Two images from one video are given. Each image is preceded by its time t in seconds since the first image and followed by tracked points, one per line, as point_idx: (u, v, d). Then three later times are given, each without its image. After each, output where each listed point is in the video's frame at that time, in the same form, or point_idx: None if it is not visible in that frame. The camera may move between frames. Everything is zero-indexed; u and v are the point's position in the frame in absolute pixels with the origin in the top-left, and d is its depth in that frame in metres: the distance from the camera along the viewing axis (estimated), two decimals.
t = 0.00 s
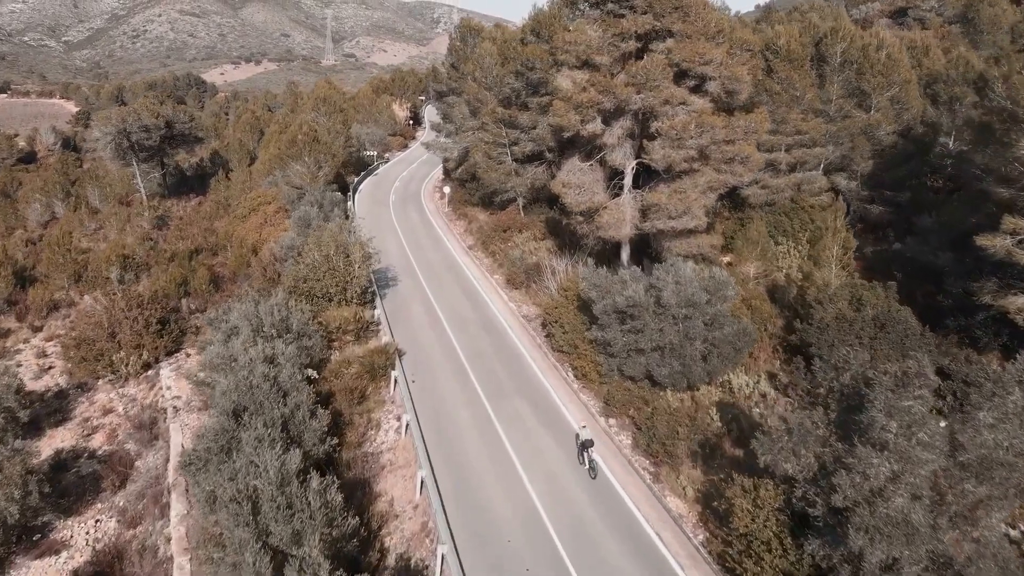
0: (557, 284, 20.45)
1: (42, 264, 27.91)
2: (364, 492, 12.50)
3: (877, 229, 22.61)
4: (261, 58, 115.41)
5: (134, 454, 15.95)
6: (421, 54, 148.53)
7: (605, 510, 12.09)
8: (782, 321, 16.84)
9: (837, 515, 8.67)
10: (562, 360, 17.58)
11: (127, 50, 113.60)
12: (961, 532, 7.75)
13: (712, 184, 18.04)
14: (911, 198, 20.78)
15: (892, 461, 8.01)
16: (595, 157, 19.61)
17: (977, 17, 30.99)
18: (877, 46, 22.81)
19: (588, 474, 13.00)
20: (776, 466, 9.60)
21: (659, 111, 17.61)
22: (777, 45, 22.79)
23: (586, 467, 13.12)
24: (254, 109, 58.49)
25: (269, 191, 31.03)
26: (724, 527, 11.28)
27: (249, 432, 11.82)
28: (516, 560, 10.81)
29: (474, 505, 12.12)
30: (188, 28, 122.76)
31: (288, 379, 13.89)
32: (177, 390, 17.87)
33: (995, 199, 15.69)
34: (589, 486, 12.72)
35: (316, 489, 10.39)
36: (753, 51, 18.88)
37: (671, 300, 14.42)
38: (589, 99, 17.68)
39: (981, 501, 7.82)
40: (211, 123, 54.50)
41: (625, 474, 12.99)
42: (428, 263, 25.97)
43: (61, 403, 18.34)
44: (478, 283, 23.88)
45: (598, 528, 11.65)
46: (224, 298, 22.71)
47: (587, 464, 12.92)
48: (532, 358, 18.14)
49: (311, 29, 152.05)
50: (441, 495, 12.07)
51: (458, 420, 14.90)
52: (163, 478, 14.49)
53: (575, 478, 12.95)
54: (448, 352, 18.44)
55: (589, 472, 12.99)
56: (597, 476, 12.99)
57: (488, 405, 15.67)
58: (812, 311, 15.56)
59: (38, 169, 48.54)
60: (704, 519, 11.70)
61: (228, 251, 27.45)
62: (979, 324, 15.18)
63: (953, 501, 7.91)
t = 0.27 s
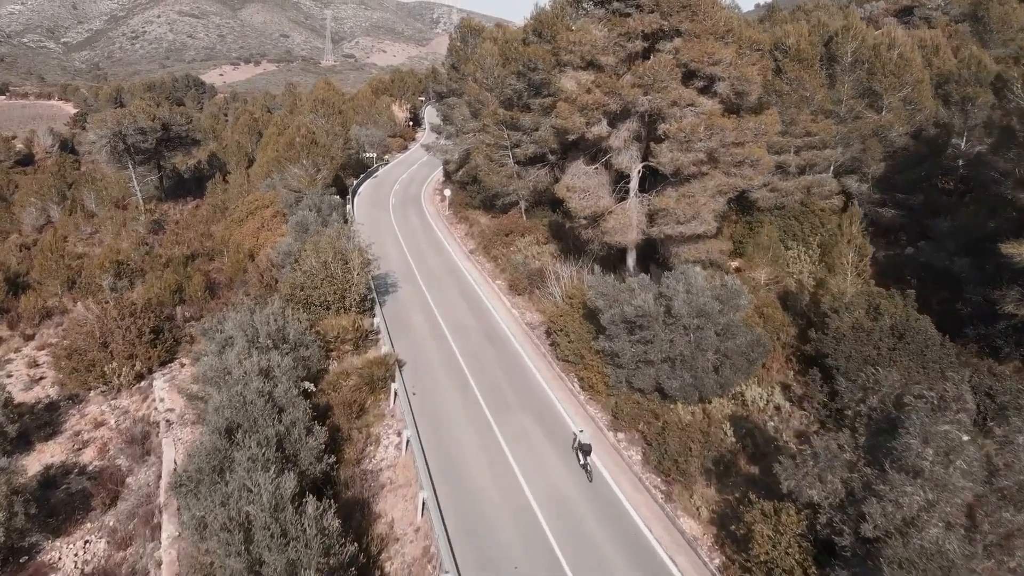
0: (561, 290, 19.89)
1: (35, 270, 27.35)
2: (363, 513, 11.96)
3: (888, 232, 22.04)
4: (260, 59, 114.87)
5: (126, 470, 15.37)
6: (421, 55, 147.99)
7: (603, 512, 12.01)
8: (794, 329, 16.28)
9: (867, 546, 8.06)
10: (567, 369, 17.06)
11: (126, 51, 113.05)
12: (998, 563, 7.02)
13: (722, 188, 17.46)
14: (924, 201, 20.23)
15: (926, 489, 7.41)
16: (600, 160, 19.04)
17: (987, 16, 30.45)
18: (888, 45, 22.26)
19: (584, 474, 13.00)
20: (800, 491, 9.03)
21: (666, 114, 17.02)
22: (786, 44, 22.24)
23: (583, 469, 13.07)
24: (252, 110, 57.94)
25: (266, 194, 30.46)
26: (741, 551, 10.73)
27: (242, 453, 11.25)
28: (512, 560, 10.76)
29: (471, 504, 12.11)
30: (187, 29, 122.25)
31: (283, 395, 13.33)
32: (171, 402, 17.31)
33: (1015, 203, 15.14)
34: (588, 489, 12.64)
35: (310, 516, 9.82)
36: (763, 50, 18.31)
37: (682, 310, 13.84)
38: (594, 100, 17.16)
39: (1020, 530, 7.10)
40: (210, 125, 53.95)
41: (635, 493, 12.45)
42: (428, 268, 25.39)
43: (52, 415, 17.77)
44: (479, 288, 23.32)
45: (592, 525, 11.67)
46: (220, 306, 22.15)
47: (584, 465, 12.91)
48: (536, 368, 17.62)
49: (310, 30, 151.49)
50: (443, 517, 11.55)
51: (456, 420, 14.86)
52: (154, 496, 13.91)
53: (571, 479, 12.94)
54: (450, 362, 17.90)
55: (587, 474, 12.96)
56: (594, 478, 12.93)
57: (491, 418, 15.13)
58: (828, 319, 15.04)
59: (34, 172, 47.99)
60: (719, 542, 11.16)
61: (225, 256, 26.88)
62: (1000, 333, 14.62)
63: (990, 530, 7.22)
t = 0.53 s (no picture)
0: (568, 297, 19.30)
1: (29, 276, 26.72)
2: (366, 538, 11.38)
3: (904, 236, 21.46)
4: (259, 60, 114.27)
5: (119, 489, 14.76)
6: (421, 55, 147.43)
7: (605, 517, 11.92)
8: (812, 340, 15.75)
9: None
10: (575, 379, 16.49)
11: (125, 52, 112.44)
12: None
13: (735, 192, 16.86)
14: (941, 206, 19.63)
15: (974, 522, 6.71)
16: (608, 163, 18.42)
17: (998, 15, 29.88)
18: (902, 45, 21.79)
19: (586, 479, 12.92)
20: (833, 524, 8.39)
21: (678, 116, 16.42)
22: (798, 44, 21.68)
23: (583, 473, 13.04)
24: (251, 112, 57.33)
25: (265, 198, 29.85)
26: None
27: (238, 477, 10.65)
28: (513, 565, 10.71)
29: (471, 506, 12.14)
30: (187, 31, 121.75)
31: (282, 412, 12.74)
32: (166, 416, 16.69)
33: None
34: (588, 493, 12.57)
35: (310, 548, 9.21)
36: (777, 50, 17.74)
37: (698, 321, 13.22)
38: (603, 102, 16.59)
39: None
40: (209, 127, 53.36)
41: (649, 514, 11.95)
42: (430, 273, 24.75)
43: (43, 429, 17.15)
44: (483, 294, 22.70)
45: (591, 527, 11.66)
46: (217, 314, 21.54)
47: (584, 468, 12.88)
48: (543, 379, 17.03)
49: (310, 31, 151.01)
50: (450, 542, 11.04)
51: (459, 428, 14.58)
52: (147, 517, 13.30)
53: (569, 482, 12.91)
54: (454, 372, 17.30)
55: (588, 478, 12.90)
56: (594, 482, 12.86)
57: (498, 432, 14.62)
58: (849, 331, 14.45)
59: (31, 176, 47.39)
60: (742, 569, 10.58)
61: (223, 262, 26.26)
62: None
63: None
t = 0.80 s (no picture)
0: (577, 304, 18.74)
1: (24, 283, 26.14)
2: (372, 563, 10.84)
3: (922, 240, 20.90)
4: (259, 61, 113.69)
5: (114, 507, 14.19)
6: (420, 56, 146.87)
7: (608, 521, 11.90)
8: (833, 350, 15.20)
9: None
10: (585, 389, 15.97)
11: (125, 53, 111.85)
12: None
13: (751, 196, 16.31)
14: (961, 209, 19.09)
15: None
16: (618, 166, 17.83)
17: (1012, 14, 29.35)
18: (919, 45, 21.28)
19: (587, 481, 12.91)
20: (874, 558, 7.81)
21: (692, 117, 15.83)
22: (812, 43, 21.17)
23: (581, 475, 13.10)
24: (251, 114, 56.73)
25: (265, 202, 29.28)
26: None
27: (237, 501, 10.08)
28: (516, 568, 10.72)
29: (473, 508, 12.13)
30: (186, 32, 121.19)
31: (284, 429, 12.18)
32: (164, 429, 16.10)
33: None
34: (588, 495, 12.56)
35: None
36: (794, 49, 17.21)
37: (718, 332, 12.66)
38: (614, 104, 16.04)
39: None
40: (208, 129, 52.78)
41: (667, 537, 11.44)
42: (434, 277, 24.11)
43: (36, 443, 16.57)
44: (488, 299, 22.06)
45: (600, 540, 11.41)
46: (216, 322, 20.95)
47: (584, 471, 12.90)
48: (552, 388, 16.42)
49: (309, 31, 150.45)
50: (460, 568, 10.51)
51: (467, 442, 14.05)
52: (143, 539, 12.72)
53: (568, 482, 12.95)
54: (460, 380, 16.70)
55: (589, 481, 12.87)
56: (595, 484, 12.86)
57: (508, 445, 14.07)
58: (873, 342, 13.92)
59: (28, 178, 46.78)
60: None
61: (222, 267, 25.69)
62: None
63: None
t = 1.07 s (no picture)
0: (586, 310, 18.27)
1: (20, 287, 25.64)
2: None
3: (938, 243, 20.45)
4: (259, 61, 113.28)
5: (112, 522, 13.69)
6: (420, 56, 146.50)
7: (615, 524, 11.78)
8: (852, 358, 14.76)
9: None
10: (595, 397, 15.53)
11: (124, 54, 111.47)
12: None
13: (767, 199, 15.86)
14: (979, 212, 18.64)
15: None
16: (630, 169, 17.36)
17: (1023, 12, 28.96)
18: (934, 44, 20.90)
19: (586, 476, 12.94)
20: None
21: (707, 118, 15.37)
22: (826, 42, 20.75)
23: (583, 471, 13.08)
24: (250, 115, 56.30)
25: (265, 204, 28.79)
26: None
27: (240, 521, 9.61)
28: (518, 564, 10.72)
29: (482, 517, 11.77)
30: (186, 33, 120.75)
31: (287, 444, 11.69)
32: (163, 440, 15.62)
33: None
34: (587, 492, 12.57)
35: None
36: (810, 48, 16.77)
37: (737, 342, 12.19)
38: (627, 104, 15.57)
39: None
40: (208, 130, 52.33)
41: (687, 556, 10.98)
42: (438, 281, 23.60)
43: (32, 454, 16.08)
44: (494, 304, 21.54)
45: (618, 558, 10.95)
46: (217, 329, 20.47)
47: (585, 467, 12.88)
48: (562, 395, 15.89)
49: (309, 32, 150.03)
50: None
51: (475, 453, 13.55)
52: (142, 557, 12.23)
53: (569, 478, 12.95)
54: (466, 386, 16.17)
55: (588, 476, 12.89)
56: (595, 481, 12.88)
57: (518, 456, 13.58)
58: (896, 351, 13.47)
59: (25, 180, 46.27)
60: None
61: (222, 271, 25.20)
62: None
63: None
